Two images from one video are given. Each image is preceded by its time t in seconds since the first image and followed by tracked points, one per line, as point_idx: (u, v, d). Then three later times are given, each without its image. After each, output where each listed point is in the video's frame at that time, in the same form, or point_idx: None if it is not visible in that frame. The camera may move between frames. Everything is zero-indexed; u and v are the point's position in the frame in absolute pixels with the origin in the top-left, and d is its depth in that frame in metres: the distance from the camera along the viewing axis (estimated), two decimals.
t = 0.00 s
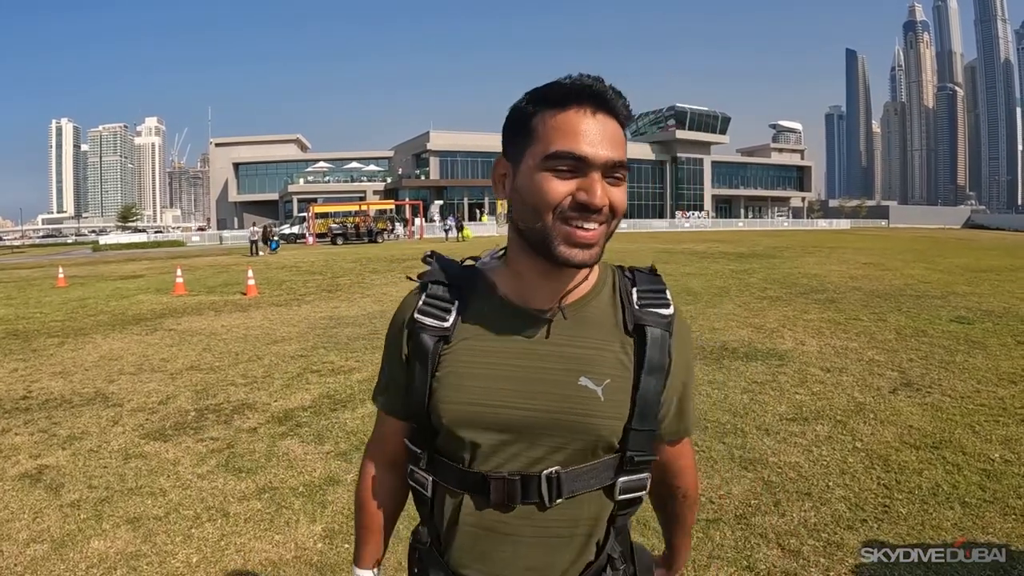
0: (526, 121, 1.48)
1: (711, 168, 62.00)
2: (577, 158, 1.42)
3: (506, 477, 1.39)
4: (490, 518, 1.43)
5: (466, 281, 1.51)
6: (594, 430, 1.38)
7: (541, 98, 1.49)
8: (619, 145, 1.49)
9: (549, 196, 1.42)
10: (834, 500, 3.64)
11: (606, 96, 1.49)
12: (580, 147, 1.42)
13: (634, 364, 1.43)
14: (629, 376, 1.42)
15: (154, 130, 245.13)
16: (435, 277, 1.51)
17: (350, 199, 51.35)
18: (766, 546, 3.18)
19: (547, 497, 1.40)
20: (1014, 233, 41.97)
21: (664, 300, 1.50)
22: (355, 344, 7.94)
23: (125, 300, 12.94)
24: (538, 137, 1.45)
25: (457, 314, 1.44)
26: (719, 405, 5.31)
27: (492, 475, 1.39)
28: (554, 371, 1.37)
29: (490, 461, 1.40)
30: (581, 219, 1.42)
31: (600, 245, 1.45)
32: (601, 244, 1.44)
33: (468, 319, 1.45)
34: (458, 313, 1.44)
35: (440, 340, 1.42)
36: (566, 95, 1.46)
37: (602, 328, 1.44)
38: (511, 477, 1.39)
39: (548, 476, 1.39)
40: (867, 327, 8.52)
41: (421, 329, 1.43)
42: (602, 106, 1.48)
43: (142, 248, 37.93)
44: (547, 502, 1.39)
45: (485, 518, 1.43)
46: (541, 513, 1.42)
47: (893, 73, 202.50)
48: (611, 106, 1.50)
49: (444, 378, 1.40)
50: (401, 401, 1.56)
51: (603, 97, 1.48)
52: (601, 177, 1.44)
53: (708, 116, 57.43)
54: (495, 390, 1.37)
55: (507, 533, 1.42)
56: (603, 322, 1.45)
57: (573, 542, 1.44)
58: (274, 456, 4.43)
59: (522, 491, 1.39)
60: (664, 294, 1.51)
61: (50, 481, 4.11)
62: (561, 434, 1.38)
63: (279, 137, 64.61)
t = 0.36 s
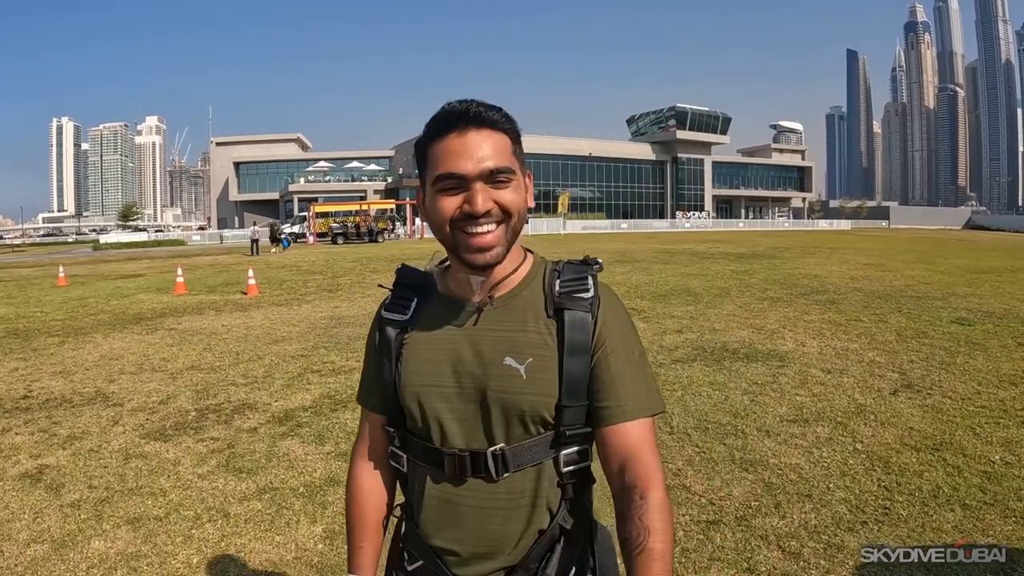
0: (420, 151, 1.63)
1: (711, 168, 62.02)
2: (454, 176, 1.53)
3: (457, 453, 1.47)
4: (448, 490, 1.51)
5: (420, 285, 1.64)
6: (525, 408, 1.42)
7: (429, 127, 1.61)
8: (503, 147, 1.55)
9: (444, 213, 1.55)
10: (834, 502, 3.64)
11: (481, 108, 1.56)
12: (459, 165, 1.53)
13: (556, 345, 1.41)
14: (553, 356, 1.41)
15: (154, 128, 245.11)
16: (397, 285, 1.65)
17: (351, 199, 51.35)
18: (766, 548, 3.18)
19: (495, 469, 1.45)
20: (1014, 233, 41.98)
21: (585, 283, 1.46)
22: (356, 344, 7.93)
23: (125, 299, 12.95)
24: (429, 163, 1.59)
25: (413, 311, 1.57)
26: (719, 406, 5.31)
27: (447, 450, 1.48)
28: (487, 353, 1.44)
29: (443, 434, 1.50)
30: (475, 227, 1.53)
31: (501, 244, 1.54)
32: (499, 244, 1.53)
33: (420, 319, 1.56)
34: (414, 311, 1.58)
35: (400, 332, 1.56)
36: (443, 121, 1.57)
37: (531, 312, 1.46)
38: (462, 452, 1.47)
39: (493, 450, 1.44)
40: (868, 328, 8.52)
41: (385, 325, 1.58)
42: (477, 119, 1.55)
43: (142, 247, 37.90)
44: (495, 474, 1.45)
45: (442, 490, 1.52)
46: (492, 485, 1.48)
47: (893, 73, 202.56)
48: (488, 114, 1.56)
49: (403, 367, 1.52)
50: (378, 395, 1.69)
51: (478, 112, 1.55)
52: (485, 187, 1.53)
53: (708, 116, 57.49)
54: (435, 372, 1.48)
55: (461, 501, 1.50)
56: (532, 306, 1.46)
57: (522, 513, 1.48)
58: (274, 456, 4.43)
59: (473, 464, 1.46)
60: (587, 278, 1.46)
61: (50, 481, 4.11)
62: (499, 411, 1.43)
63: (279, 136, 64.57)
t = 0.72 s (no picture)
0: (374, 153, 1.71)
1: (712, 168, 62.04)
2: (400, 170, 1.61)
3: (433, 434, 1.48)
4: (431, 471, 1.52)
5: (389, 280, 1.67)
6: (491, 388, 1.43)
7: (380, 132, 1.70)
8: (445, 139, 1.61)
9: (395, 206, 1.61)
10: (835, 503, 3.63)
11: (423, 109, 1.64)
12: (404, 160, 1.60)
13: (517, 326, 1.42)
14: (515, 338, 1.42)
15: (154, 128, 245.61)
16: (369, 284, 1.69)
17: (351, 198, 51.33)
18: (767, 549, 3.18)
19: (474, 445, 1.46)
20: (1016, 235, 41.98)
21: (542, 269, 1.48)
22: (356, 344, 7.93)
23: (125, 298, 12.94)
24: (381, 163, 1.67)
25: (385, 307, 1.61)
26: (719, 406, 5.31)
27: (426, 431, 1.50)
28: (451, 340, 1.45)
29: (418, 418, 1.51)
30: (421, 213, 1.58)
31: (448, 228, 1.57)
32: (445, 226, 1.57)
33: (388, 309, 1.61)
34: (386, 305, 1.62)
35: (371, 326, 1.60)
36: (391, 124, 1.66)
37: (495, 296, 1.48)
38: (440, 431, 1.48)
39: (470, 428, 1.45)
40: (868, 329, 8.52)
41: (358, 318, 1.63)
42: (418, 117, 1.62)
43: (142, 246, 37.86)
44: (474, 449, 1.46)
45: (425, 469, 1.53)
46: (472, 460, 1.48)
47: (894, 74, 202.63)
48: (430, 113, 1.64)
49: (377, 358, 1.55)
50: (357, 387, 1.73)
51: (420, 112, 1.63)
52: (428, 178, 1.59)
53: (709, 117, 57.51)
54: (405, 361, 1.50)
55: (444, 480, 1.50)
56: (495, 291, 1.48)
57: (505, 481, 1.48)
58: (274, 456, 4.43)
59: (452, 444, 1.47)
60: (544, 262, 1.50)
61: (49, 481, 4.10)
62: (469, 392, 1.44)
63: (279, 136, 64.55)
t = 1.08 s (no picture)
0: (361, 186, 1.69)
1: (710, 168, 62.09)
2: (388, 192, 1.60)
3: (450, 428, 1.49)
4: (447, 466, 1.52)
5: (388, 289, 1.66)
6: (507, 378, 1.45)
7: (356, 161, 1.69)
8: (426, 153, 1.62)
9: (390, 226, 1.61)
10: (836, 502, 3.64)
11: (397, 128, 1.64)
12: (391, 179, 1.59)
13: (530, 317, 1.46)
14: (529, 328, 1.45)
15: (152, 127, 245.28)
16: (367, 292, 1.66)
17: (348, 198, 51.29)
18: (769, 548, 3.18)
19: (492, 437, 1.48)
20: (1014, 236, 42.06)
21: (545, 261, 1.52)
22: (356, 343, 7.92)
23: (124, 297, 12.92)
24: (366, 189, 1.65)
25: (388, 311, 1.60)
26: (720, 406, 5.31)
27: (441, 426, 1.50)
28: (464, 333, 1.46)
29: (430, 415, 1.51)
30: (419, 228, 1.57)
31: (447, 238, 1.57)
32: (443, 236, 1.57)
33: (394, 313, 1.60)
34: (390, 310, 1.60)
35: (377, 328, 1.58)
36: (368, 148, 1.65)
37: (504, 290, 1.50)
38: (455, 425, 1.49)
39: (487, 419, 1.47)
40: (867, 329, 8.53)
41: (364, 322, 1.60)
42: (395, 137, 1.62)
43: (140, 246, 37.77)
44: (493, 440, 1.48)
45: (440, 465, 1.52)
46: (489, 451, 1.50)
47: (891, 75, 202.94)
48: (405, 132, 1.64)
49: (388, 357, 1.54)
50: (357, 392, 1.72)
51: (395, 130, 1.63)
52: (418, 193, 1.59)
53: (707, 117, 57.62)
54: (415, 358, 1.50)
55: (462, 473, 1.51)
56: (502, 286, 1.50)
57: (522, 471, 1.52)
58: (275, 455, 4.43)
59: (470, 436, 1.48)
60: (546, 254, 1.54)
61: (50, 480, 4.09)
62: (485, 385, 1.46)
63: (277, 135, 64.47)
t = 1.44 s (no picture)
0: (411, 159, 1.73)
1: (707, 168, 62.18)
2: (439, 176, 1.61)
3: (472, 424, 1.49)
4: (466, 465, 1.52)
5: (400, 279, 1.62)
6: (533, 374, 1.51)
7: (415, 131, 1.69)
8: (485, 152, 1.64)
9: (431, 209, 1.63)
10: (831, 501, 3.64)
11: (467, 117, 1.65)
12: (447, 164, 1.61)
13: (557, 317, 1.56)
14: (556, 328, 1.54)
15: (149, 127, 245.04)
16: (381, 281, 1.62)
17: (345, 197, 51.22)
18: (763, 548, 3.18)
19: (511, 435, 1.51)
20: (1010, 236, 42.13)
21: (568, 267, 1.66)
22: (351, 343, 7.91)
23: (119, 296, 12.89)
24: (418, 162, 1.65)
25: (405, 306, 1.56)
26: (714, 405, 5.31)
27: (462, 422, 1.50)
28: (492, 327, 1.51)
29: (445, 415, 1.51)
30: (459, 219, 1.61)
31: (481, 236, 1.62)
32: (479, 234, 1.61)
33: (415, 301, 1.58)
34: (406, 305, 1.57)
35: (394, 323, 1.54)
36: (433, 124, 1.65)
37: (529, 291, 1.58)
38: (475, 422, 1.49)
39: (507, 416, 1.50)
40: (863, 328, 8.54)
41: (378, 318, 1.54)
42: (460, 125, 1.63)
43: (136, 245, 37.68)
44: (513, 437, 1.51)
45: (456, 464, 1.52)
46: (509, 449, 1.53)
47: (888, 75, 203.50)
48: (473, 122, 1.65)
49: (404, 353, 1.52)
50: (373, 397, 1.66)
51: (464, 118, 1.64)
52: (468, 186, 1.62)
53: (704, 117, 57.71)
54: (439, 351, 1.50)
55: (480, 473, 1.52)
56: (525, 286, 1.59)
57: (539, 470, 1.56)
58: (270, 454, 4.42)
59: (489, 433, 1.50)
60: (568, 263, 1.67)
61: (44, 480, 4.08)
62: (509, 380, 1.50)
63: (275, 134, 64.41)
